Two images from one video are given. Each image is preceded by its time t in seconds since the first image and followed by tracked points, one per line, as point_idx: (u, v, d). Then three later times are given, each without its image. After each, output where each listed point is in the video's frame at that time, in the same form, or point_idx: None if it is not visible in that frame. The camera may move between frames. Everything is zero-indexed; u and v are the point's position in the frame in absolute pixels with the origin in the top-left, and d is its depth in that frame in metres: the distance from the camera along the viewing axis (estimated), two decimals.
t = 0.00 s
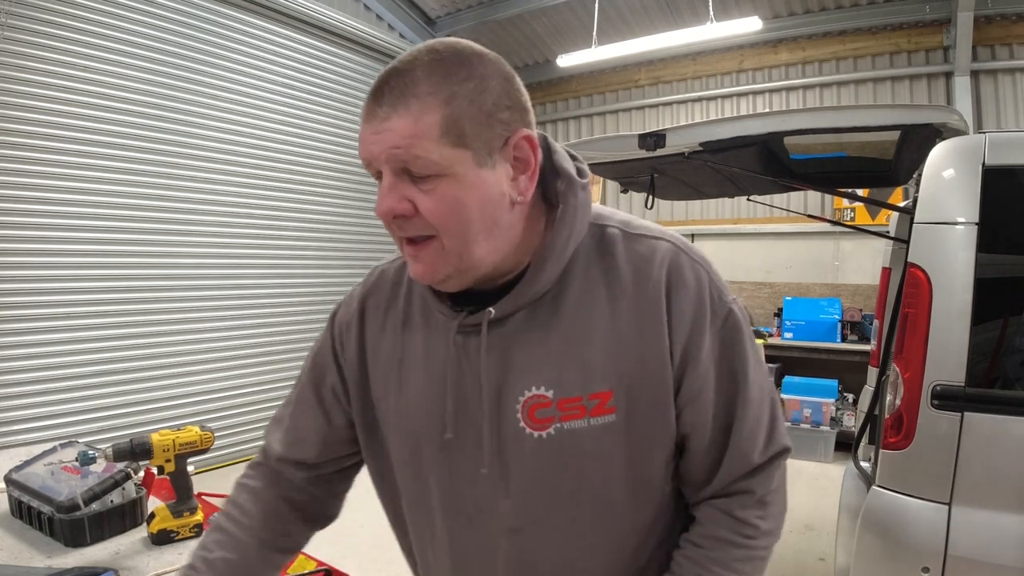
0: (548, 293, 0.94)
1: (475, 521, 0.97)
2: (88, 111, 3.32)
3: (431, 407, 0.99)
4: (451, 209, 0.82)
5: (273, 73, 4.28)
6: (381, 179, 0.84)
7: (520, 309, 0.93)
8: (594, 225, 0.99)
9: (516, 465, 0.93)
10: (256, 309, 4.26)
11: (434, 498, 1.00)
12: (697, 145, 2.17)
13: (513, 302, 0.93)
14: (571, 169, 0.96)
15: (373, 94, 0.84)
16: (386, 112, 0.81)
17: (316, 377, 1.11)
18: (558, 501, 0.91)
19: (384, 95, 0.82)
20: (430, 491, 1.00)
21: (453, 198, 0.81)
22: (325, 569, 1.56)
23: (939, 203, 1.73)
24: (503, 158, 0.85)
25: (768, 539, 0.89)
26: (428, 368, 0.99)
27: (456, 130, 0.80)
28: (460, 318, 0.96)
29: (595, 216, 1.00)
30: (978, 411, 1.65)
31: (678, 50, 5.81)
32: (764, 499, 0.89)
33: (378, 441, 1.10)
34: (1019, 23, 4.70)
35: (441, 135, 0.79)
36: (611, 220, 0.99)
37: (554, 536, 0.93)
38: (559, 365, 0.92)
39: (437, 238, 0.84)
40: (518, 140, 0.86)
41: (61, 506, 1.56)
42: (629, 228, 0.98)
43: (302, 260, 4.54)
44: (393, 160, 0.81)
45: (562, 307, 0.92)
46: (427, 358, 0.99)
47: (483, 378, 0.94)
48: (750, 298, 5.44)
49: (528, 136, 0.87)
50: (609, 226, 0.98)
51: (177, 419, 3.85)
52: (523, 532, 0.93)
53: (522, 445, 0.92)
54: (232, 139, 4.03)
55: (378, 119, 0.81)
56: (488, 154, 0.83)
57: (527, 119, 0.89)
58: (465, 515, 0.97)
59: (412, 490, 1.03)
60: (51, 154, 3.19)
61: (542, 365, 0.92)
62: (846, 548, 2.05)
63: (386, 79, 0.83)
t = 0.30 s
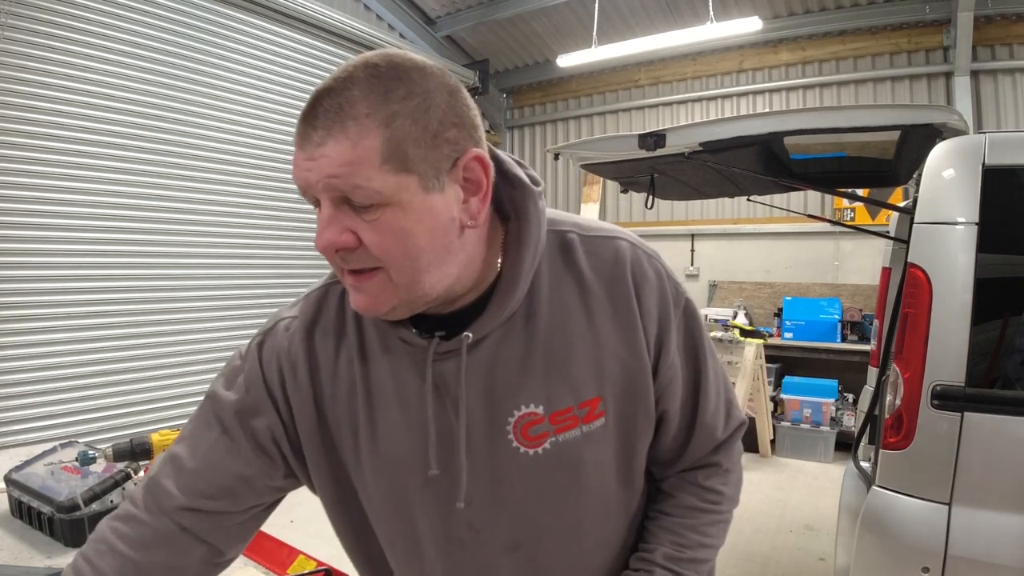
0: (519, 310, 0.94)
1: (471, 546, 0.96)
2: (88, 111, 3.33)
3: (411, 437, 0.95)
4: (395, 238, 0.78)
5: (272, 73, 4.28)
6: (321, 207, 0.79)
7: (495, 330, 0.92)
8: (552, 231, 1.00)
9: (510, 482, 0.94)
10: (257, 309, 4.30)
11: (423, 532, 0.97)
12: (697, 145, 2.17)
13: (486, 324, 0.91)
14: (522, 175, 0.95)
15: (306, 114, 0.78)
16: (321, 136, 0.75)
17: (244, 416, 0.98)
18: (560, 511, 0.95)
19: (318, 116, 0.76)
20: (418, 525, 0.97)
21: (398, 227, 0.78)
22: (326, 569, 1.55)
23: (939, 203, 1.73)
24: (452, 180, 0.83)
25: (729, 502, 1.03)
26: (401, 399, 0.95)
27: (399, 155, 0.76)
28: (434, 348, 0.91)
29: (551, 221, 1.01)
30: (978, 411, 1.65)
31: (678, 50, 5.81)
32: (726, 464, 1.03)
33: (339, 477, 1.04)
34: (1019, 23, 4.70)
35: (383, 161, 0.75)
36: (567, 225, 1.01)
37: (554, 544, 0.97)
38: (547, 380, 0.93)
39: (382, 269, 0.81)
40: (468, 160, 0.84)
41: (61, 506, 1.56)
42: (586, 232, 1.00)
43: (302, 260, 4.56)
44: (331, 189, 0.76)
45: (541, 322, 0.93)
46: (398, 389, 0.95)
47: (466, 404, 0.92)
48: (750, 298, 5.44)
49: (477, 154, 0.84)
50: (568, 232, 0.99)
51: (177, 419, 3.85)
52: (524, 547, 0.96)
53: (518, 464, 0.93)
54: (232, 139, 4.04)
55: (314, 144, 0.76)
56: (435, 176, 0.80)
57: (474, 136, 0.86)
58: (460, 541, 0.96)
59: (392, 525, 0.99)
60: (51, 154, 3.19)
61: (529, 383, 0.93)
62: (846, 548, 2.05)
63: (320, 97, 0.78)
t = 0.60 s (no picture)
0: (504, 314, 0.93)
1: (452, 549, 0.97)
2: (88, 111, 3.32)
3: (394, 441, 0.95)
4: (390, 242, 0.78)
5: (272, 73, 4.28)
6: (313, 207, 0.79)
7: (479, 334, 0.92)
8: (543, 235, 0.99)
9: (490, 485, 0.94)
10: (256, 309, 4.29)
11: (408, 534, 0.98)
12: (697, 145, 2.17)
13: (470, 328, 0.91)
14: (512, 178, 0.95)
15: (301, 111, 0.78)
16: (316, 136, 0.75)
17: (230, 417, 0.99)
18: (542, 516, 0.96)
19: (313, 115, 0.76)
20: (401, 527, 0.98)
21: (393, 230, 0.78)
22: (326, 569, 1.55)
23: (939, 203, 1.73)
24: (448, 184, 0.83)
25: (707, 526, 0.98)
26: (384, 400, 0.95)
27: (395, 158, 0.76)
28: (417, 351, 0.92)
29: (542, 224, 1.01)
30: (978, 411, 1.65)
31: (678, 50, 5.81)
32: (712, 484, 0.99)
33: (324, 478, 1.05)
34: (1020, 22, 4.70)
35: (380, 164, 0.75)
36: (557, 228, 1.01)
37: (535, 548, 0.97)
38: (531, 384, 0.93)
39: (374, 272, 0.81)
40: (464, 165, 0.84)
41: (61, 506, 1.56)
42: (576, 235, 0.99)
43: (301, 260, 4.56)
44: (325, 190, 0.76)
45: (523, 326, 0.92)
46: (381, 389, 0.95)
47: (449, 407, 0.92)
48: (750, 298, 5.44)
49: (473, 160, 0.84)
50: (557, 235, 0.99)
51: (177, 419, 3.85)
52: (506, 552, 0.97)
53: (499, 469, 0.93)
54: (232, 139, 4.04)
55: (308, 144, 0.76)
56: (431, 180, 0.80)
57: (471, 141, 0.86)
58: (443, 544, 0.97)
59: (376, 526, 1.00)
60: (51, 153, 3.19)
61: (512, 388, 0.92)
62: (846, 547, 2.05)
63: (315, 96, 0.78)
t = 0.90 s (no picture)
0: (477, 316, 0.92)
1: (423, 547, 0.98)
2: (88, 111, 3.32)
3: (369, 439, 0.97)
4: (370, 241, 0.78)
5: (272, 73, 4.28)
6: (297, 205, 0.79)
7: (451, 336, 0.91)
8: (530, 238, 0.97)
9: (456, 488, 0.94)
10: (256, 309, 4.28)
11: (384, 530, 1.00)
12: (697, 145, 2.17)
13: (441, 330, 0.90)
14: (496, 178, 0.93)
15: (288, 109, 0.78)
16: (298, 133, 0.76)
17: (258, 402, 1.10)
18: (508, 522, 0.95)
19: (296, 113, 0.77)
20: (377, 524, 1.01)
21: (374, 228, 0.78)
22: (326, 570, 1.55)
23: (940, 203, 1.73)
24: (432, 182, 0.82)
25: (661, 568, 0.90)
26: (361, 398, 0.97)
27: (377, 155, 0.75)
28: (389, 349, 0.93)
29: (530, 227, 0.98)
30: (978, 411, 1.65)
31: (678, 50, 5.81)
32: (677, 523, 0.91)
33: (319, 470, 1.10)
34: (1020, 23, 4.70)
35: (361, 160, 0.75)
36: (547, 233, 0.98)
37: (503, 552, 0.97)
38: (499, 392, 0.91)
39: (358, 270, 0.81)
40: (447, 164, 0.83)
41: (61, 506, 1.56)
42: (563, 240, 0.96)
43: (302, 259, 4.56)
44: (307, 187, 0.76)
45: (493, 331, 0.91)
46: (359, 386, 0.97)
47: (416, 408, 0.92)
48: (750, 298, 5.44)
49: (457, 158, 0.83)
50: (544, 240, 0.96)
51: (178, 419, 3.85)
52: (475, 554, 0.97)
53: (465, 474, 0.93)
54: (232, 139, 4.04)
55: (291, 141, 0.76)
56: (414, 179, 0.79)
57: (455, 139, 0.85)
58: (415, 543, 0.98)
59: (359, 517, 1.04)
60: (51, 153, 3.19)
61: (479, 394, 0.91)
62: (846, 547, 2.05)
63: (301, 94, 0.78)
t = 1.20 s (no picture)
0: (476, 312, 0.92)
1: (424, 548, 0.97)
2: (88, 111, 3.32)
3: (367, 439, 0.97)
4: (360, 238, 0.78)
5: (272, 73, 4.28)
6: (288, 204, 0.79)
7: (450, 332, 0.91)
8: (520, 233, 0.97)
9: (458, 486, 0.93)
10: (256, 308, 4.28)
11: (384, 531, 0.99)
12: (697, 145, 2.17)
13: (440, 327, 0.90)
14: (487, 175, 0.94)
15: (273, 109, 0.78)
16: (286, 131, 0.75)
17: (236, 410, 1.08)
18: (512, 520, 0.94)
19: (284, 113, 0.76)
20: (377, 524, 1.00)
21: (365, 225, 0.78)
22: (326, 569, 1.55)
23: (939, 203, 1.73)
24: (421, 179, 0.82)
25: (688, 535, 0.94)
26: (357, 396, 0.97)
27: (366, 152, 0.76)
28: (388, 348, 0.92)
29: (520, 222, 0.99)
30: (978, 411, 1.65)
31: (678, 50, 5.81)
32: (693, 496, 0.95)
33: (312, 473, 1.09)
34: (1020, 23, 4.70)
35: (349, 158, 0.75)
36: (537, 227, 0.99)
37: (506, 550, 0.96)
38: (501, 386, 0.91)
39: (346, 269, 0.81)
40: (436, 159, 0.83)
41: (61, 506, 1.56)
42: (554, 234, 0.97)
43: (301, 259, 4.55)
44: (297, 185, 0.76)
45: (494, 326, 0.91)
46: (355, 386, 0.97)
47: (417, 405, 0.92)
48: (750, 298, 5.44)
49: (445, 153, 0.83)
50: (534, 234, 0.97)
51: (177, 419, 3.85)
52: (477, 552, 0.96)
53: (471, 469, 0.92)
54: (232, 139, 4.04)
55: (279, 140, 0.76)
56: (403, 175, 0.79)
57: (442, 136, 0.86)
58: (417, 544, 0.97)
59: (357, 520, 1.03)
60: (51, 153, 3.19)
61: (481, 389, 0.91)
62: (846, 547, 2.05)
63: (288, 93, 0.78)
